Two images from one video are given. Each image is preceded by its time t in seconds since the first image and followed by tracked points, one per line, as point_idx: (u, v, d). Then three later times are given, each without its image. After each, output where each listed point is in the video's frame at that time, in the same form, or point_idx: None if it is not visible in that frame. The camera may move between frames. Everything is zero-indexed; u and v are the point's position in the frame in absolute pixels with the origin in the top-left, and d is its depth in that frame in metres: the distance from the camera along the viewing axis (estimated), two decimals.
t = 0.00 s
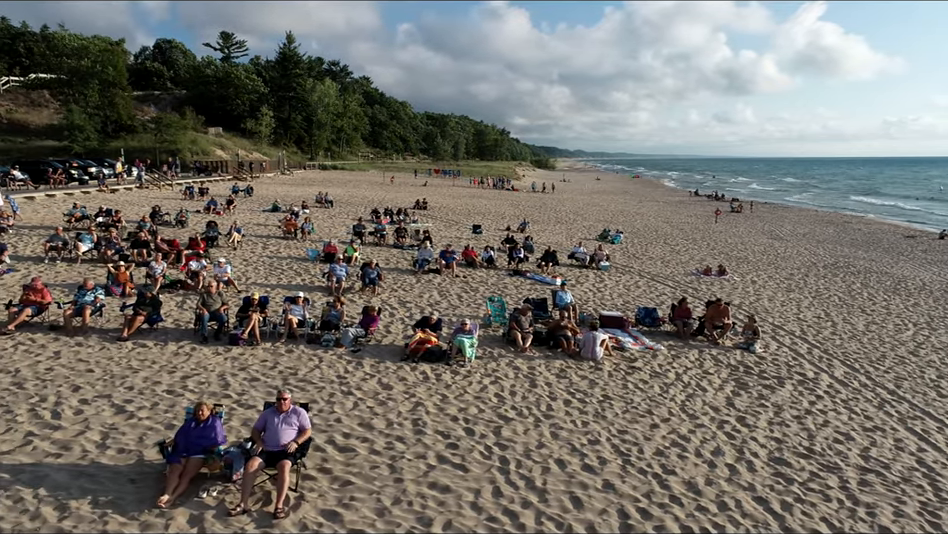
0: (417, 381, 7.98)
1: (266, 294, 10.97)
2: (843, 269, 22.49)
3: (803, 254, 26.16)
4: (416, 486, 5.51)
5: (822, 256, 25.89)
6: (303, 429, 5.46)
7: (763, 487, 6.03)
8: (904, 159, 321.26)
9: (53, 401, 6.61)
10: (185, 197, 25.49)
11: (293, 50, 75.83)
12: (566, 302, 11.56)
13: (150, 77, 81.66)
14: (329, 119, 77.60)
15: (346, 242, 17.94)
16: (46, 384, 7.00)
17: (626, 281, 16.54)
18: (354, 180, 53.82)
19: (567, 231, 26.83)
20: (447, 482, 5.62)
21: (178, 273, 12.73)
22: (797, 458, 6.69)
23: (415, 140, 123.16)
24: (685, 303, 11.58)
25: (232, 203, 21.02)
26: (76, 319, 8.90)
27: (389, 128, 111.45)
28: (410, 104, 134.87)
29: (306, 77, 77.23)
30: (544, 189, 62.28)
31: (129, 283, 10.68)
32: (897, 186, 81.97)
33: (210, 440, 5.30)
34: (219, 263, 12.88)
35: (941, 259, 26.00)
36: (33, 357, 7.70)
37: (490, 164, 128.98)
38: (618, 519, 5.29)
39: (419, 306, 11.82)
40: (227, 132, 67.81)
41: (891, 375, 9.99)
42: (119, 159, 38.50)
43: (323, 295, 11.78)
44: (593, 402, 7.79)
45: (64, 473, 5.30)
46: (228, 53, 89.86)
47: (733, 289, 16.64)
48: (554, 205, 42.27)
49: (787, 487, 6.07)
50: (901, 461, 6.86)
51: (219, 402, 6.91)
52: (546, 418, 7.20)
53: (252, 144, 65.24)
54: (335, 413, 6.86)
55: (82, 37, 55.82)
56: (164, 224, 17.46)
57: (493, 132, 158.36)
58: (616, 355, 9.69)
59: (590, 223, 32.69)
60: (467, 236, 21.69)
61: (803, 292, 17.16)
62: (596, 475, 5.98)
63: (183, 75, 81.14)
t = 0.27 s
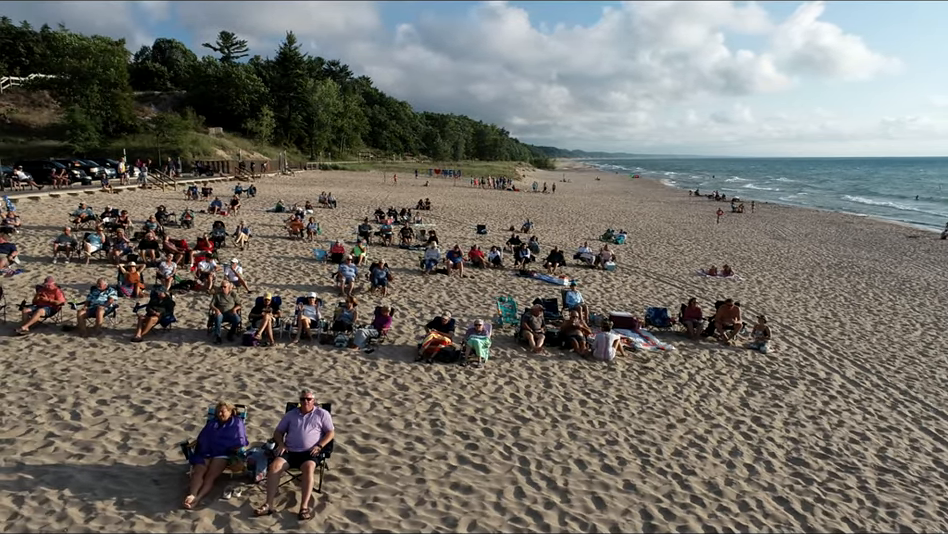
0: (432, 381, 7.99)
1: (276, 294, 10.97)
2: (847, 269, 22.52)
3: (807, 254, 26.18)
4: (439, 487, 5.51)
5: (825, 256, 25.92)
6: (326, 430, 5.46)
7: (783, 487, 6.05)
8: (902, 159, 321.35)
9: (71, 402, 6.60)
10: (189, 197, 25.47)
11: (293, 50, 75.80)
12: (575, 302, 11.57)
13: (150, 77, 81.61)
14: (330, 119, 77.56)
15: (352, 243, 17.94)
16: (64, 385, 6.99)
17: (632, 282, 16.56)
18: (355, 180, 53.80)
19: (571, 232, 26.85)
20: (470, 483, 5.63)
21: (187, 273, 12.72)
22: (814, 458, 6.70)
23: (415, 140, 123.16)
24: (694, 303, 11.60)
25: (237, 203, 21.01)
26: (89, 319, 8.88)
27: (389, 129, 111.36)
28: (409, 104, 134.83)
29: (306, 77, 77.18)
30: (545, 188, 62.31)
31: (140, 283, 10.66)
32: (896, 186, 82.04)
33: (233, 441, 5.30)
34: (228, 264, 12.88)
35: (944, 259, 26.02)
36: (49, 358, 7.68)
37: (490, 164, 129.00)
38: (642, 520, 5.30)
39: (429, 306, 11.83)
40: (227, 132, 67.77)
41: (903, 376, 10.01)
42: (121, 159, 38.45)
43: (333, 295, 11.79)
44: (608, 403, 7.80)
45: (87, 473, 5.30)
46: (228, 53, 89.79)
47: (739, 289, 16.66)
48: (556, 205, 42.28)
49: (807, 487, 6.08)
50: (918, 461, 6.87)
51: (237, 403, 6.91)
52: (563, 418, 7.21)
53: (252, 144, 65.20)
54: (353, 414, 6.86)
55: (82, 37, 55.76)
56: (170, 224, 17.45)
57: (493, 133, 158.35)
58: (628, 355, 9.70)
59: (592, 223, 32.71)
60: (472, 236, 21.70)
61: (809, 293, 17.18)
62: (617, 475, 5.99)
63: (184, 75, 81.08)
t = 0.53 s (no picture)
0: (445, 383, 7.99)
1: (285, 295, 10.97)
2: (849, 269, 22.57)
3: (808, 254, 26.23)
4: (457, 489, 5.52)
5: (827, 256, 25.97)
6: (344, 431, 5.46)
7: (798, 487, 6.06)
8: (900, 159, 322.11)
9: (86, 403, 6.59)
10: (191, 197, 25.44)
11: (293, 50, 75.78)
12: (583, 302, 11.58)
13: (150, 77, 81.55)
14: (329, 119, 77.55)
15: (357, 243, 17.94)
16: (78, 386, 6.99)
17: (637, 282, 16.59)
18: (356, 180, 53.78)
19: (573, 232, 26.87)
20: (488, 484, 5.64)
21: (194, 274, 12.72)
22: (828, 459, 6.72)
23: (414, 140, 123.21)
24: (702, 304, 11.62)
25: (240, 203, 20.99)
26: (100, 321, 8.87)
27: (389, 129, 111.39)
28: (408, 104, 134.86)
29: (306, 77, 77.13)
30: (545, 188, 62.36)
31: (147, 284, 10.64)
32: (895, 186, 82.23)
33: (252, 442, 5.30)
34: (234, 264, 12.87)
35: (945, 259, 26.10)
36: (61, 360, 7.68)
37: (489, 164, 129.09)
38: (660, 521, 5.32)
39: (437, 307, 11.84)
40: (227, 132, 67.72)
41: (911, 377, 10.03)
42: (122, 159, 38.41)
43: (341, 296, 11.80)
44: (621, 403, 7.82)
45: (106, 475, 5.30)
46: (228, 53, 89.73)
47: (744, 290, 16.70)
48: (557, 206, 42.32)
49: (823, 488, 6.10)
50: (931, 462, 6.89)
51: (252, 404, 6.91)
52: (577, 419, 7.22)
53: (252, 144, 65.17)
54: (368, 415, 6.87)
55: (83, 37, 55.69)
56: (175, 225, 17.44)
57: (492, 133, 158.42)
58: (637, 356, 9.72)
59: (594, 223, 32.75)
60: (475, 237, 21.72)
61: (813, 293, 17.21)
62: (633, 476, 6.01)
63: (183, 75, 81.02)
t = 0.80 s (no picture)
0: (459, 385, 7.98)
1: (294, 298, 10.95)
2: (852, 270, 22.61)
3: (811, 255, 26.26)
4: (479, 492, 5.52)
5: (830, 257, 26.01)
6: (365, 436, 5.45)
7: (817, 490, 6.07)
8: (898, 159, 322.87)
9: (103, 407, 6.58)
10: (194, 198, 25.38)
11: (293, 50, 75.76)
12: (592, 304, 11.58)
13: (149, 77, 81.46)
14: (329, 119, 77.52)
15: (362, 245, 17.91)
16: (93, 390, 6.97)
17: (643, 283, 16.59)
18: (356, 180, 53.74)
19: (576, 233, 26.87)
20: (508, 488, 5.64)
21: (201, 277, 12.68)
22: (845, 462, 6.73)
23: (414, 140, 123.26)
24: (711, 306, 11.61)
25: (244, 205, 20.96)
26: (112, 323, 8.85)
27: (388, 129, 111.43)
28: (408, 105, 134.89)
29: (306, 78, 77.10)
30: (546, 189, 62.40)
31: (157, 286, 10.59)
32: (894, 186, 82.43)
33: (273, 446, 5.29)
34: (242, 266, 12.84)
35: None
36: (75, 363, 7.66)
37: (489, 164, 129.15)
38: (682, 524, 5.32)
39: (446, 309, 11.83)
40: (228, 133, 67.66)
41: (921, 378, 10.05)
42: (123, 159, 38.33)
43: (350, 298, 11.78)
44: (635, 406, 7.83)
45: (127, 480, 5.29)
46: (227, 53, 89.66)
47: (750, 291, 16.71)
48: (559, 206, 42.33)
49: (841, 491, 6.11)
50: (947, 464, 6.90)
51: (268, 408, 6.91)
52: (593, 422, 7.22)
53: (252, 144, 65.12)
54: (384, 418, 6.86)
55: (83, 38, 55.58)
56: (180, 226, 17.40)
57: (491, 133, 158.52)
58: (649, 358, 9.73)
59: (596, 223, 32.76)
60: (479, 238, 21.72)
61: (818, 294, 17.24)
62: (652, 480, 6.01)
63: (183, 75, 80.94)
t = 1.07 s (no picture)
0: (474, 388, 7.97)
1: (304, 299, 10.93)
2: (856, 271, 22.64)
3: (814, 255, 26.30)
4: (500, 496, 5.51)
5: (832, 257, 26.04)
6: (386, 439, 5.45)
7: (836, 493, 6.07)
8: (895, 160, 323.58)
9: (119, 410, 6.56)
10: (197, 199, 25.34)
11: (293, 50, 75.72)
12: (601, 306, 11.59)
13: (149, 77, 81.36)
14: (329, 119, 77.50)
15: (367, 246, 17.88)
16: (109, 393, 6.95)
17: (649, 284, 16.60)
18: (357, 181, 53.68)
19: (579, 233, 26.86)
20: (530, 491, 5.63)
21: (209, 278, 12.66)
22: (863, 464, 6.73)
23: (413, 140, 123.31)
24: (720, 307, 11.61)
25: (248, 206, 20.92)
26: (123, 326, 8.83)
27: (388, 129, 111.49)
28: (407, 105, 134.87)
29: (306, 78, 77.06)
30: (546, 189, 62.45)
31: (166, 288, 10.55)
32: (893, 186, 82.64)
33: (295, 449, 5.28)
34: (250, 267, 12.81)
35: None
36: (89, 365, 7.63)
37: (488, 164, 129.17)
38: (705, 527, 5.31)
39: (455, 310, 11.82)
40: (228, 133, 67.60)
41: (932, 380, 10.06)
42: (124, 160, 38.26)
43: (358, 300, 11.77)
44: (650, 408, 7.82)
45: (149, 483, 5.27)
46: (227, 54, 89.60)
47: (755, 292, 16.72)
48: (560, 207, 42.33)
49: (861, 493, 6.11)
50: None
51: (284, 410, 6.89)
52: (609, 425, 7.22)
53: (252, 144, 65.08)
54: (401, 421, 6.85)
55: (83, 38, 55.48)
56: (185, 227, 17.37)
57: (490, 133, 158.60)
58: (660, 359, 9.73)
59: (598, 224, 32.76)
60: (484, 239, 21.70)
61: (823, 295, 17.27)
62: (672, 482, 6.01)
63: (183, 75, 80.87)
